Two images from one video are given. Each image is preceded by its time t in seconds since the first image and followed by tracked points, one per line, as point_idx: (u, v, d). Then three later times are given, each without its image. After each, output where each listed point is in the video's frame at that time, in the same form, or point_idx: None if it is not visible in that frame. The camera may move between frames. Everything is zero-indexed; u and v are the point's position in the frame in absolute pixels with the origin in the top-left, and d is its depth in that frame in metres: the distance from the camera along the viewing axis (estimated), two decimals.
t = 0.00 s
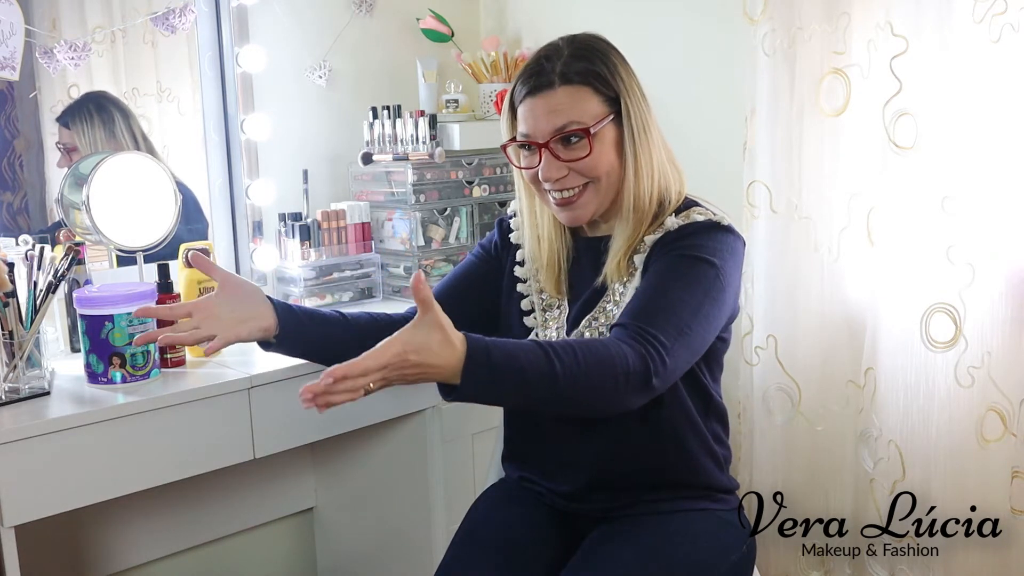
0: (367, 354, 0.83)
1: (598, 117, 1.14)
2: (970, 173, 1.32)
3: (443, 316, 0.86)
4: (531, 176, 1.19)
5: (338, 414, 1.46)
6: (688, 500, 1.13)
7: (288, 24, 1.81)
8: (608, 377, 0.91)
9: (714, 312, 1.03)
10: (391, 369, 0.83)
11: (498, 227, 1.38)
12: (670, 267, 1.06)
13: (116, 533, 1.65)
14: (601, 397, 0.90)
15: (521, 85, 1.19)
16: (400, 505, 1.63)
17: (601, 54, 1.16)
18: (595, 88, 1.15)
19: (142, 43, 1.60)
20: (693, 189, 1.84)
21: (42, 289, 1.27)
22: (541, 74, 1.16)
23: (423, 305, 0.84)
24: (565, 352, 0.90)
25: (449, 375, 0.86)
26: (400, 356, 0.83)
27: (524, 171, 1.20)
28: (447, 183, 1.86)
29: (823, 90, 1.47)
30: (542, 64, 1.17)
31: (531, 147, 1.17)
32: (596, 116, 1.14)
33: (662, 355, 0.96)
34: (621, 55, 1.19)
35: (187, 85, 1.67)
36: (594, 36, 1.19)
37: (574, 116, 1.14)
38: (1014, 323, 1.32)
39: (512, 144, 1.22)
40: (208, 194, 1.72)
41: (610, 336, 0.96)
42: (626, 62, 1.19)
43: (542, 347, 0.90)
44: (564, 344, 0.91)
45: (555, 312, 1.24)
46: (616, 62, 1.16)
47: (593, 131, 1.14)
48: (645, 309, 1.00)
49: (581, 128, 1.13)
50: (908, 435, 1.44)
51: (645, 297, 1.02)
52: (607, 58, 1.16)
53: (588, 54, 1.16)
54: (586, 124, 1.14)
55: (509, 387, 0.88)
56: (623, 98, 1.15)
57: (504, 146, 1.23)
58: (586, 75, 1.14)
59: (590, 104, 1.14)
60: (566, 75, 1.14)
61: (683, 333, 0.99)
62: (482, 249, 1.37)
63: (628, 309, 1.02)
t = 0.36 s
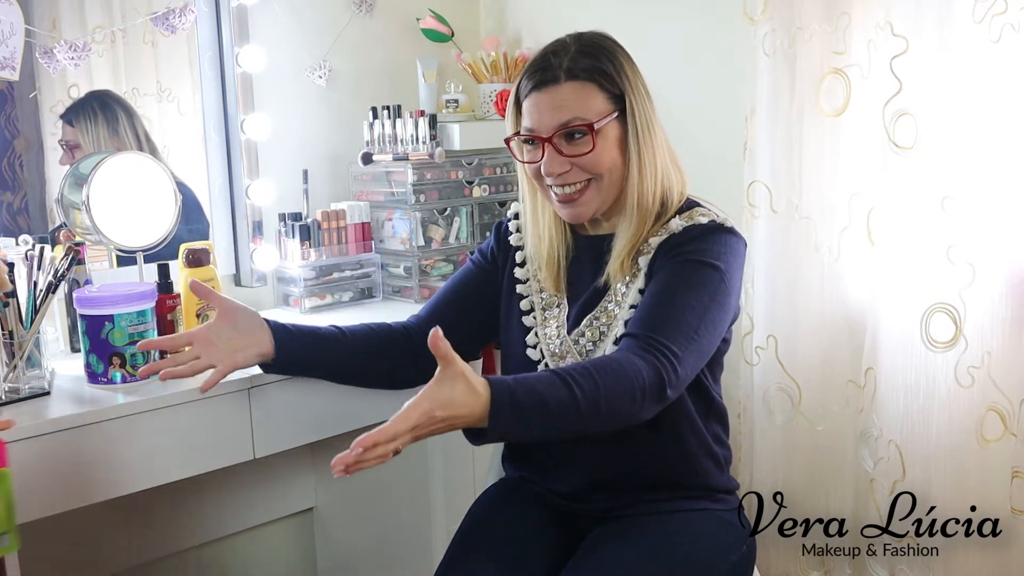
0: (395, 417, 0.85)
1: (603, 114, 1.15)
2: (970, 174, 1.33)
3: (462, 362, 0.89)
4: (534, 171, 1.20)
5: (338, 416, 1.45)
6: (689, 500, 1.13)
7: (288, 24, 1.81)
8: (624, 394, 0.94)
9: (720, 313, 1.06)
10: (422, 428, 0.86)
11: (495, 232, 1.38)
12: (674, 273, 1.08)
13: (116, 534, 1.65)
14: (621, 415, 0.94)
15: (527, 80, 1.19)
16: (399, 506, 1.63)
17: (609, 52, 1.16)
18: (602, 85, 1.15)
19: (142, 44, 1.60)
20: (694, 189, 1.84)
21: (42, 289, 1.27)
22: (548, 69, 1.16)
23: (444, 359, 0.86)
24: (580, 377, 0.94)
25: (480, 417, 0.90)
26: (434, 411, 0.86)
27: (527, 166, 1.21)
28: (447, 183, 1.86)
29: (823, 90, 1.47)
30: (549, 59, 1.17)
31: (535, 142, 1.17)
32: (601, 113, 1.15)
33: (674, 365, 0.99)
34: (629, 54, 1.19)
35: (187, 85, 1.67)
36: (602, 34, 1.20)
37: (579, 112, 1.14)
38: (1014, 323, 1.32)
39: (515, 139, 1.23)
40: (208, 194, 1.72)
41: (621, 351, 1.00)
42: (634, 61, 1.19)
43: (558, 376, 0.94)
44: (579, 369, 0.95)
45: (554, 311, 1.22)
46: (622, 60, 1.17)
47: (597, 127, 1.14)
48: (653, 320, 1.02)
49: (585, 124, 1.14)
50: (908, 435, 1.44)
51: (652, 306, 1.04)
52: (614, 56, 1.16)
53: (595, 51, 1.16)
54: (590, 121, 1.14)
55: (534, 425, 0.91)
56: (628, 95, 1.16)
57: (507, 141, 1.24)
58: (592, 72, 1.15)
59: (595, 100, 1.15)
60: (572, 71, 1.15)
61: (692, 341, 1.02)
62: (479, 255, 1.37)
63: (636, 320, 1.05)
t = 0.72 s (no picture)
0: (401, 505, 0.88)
1: (598, 97, 1.17)
2: (969, 174, 1.33)
3: (456, 441, 0.91)
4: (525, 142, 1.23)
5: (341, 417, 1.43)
6: (688, 500, 1.13)
7: (289, 24, 1.81)
8: (627, 428, 0.97)
9: (715, 321, 1.08)
10: (430, 510, 0.88)
11: (486, 241, 1.39)
12: (669, 289, 1.08)
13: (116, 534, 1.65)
14: (629, 447, 0.97)
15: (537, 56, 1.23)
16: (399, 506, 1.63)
17: (627, 44, 1.19)
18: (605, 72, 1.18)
19: (142, 43, 1.60)
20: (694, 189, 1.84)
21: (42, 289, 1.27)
22: (560, 46, 1.20)
23: (435, 443, 0.88)
24: (578, 424, 0.96)
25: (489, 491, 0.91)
26: (433, 497, 0.88)
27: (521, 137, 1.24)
28: (447, 183, 1.86)
29: (823, 90, 1.47)
30: (563, 40, 1.20)
31: (530, 112, 1.21)
32: (596, 96, 1.17)
33: (674, 386, 1.01)
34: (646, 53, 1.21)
35: (187, 85, 1.67)
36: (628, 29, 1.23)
37: (573, 88, 1.17)
38: (1014, 323, 1.32)
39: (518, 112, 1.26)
40: (208, 194, 1.72)
41: (621, 381, 1.01)
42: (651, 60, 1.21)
43: (557, 428, 0.96)
44: (577, 413, 0.97)
45: (550, 318, 1.22)
46: (634, 55, 1.19)
47: (588, 108, 1.17)
48: (650, 343, 1.04)
49: (575, 102, 1.16)
50: (908, 435, 1.45)
51: (649, 329, 1.05)
52: (628, 49, 1.19)
53: (609, 41, 1.19)
54: (583, 101, 1.17)
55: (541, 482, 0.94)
56: (628, 87, 1.17)
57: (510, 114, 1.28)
58: (599, 57, 1.17)
59: (593, 82, 1.17)
60: (581, 50, 1.18)
61: (690, 356, 1.04)
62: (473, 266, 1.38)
63: (634, 340, 1.06)
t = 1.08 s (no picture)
0: None
1: (586, 103, 1.17)
2: (969, 174, 1.33)
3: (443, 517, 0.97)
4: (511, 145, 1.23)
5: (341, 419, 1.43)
6: (688, 500, 1.13)
7: (289, 24, 1.81)
8: (621, 470, 1.00)
9: (707, 340, 1.08)
10: None
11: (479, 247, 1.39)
12: (659, 313, 1.09)
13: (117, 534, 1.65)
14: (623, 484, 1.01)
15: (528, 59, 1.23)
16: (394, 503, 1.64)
17: (618, 49, 1.19)
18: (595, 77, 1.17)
19: (142, 43, 1.59)
20: (693, 189, 1.84)
21: (42, 289, 1.27)
22: (549, 52, 1.19)
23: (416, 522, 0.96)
24: (569, 474, 0.99)
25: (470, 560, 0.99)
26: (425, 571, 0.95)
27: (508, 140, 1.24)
28: (447, 183, 1.87)
29: (823, 90, 1.47)
30: (554, 44, 1.20)
31: (517, 116, 1.21)
32: (585, 102, 1.17)
33: (666, 414, 1.04)
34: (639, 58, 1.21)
35: (187, 84, 1.67)
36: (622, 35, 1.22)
37: (561, 94, 1.17)
38: (1014, 323, 1.32)
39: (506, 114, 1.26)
40: (208, 194, 1.71)
41: (614, 417, 1.04)
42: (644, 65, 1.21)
43: (549, 482, 0.99)
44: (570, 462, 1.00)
45: (545, 326, 1.22)
46: (625, 60, 1.18)
47: (575, 115, 1.16)
48: (642, 375, 1.05)
49: (562, 108, 1.16)
50: (908, 435, 1.44)
51: (640, 360, 1.06)
52: (619, 55, 1.18)
53: (601, 46, 1.18)
54: (571, 107, 1.16)
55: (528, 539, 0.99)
56: (618, 94, 1.17)
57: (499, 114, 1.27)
58: (588, 63, 1.17)
59: (581, 88, 1.17)
60: (571, 55, 1.18)
61: (681, 381, 1.06)
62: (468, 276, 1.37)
63: (627, 366, 1.07)
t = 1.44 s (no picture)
0: None
1: (575, 129, 1.15)
2: (970, 174, 1.33)
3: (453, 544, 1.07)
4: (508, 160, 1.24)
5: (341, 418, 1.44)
6: (686, 502, 1.15)
7: (288, 24, 1.81)
8: (625, 516, 1.10)
9: (708, 388, 1.12)
10: None
11: (483, 247, 1.41)
12: (658, 364, 1.12)
13: (117, 534, 1.65)
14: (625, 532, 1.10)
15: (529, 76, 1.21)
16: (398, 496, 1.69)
17: (616, 70, 1.15)
18: (589, 103, 1.16)
19: (142, 43, 1.60)
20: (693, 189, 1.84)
21: (42, 289, 1.27)
22: (544, 71, 1.18)
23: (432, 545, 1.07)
24: (575, 526, 1.08)
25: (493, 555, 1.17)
26: None
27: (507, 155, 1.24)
28: (447, 183, 1.86)
29: (823, 89, 1.47)
30: (553, 63, 1.18)
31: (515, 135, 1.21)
32: (574, 128, 1.15)
33: (670, 467, 1.11)
34: (641, 76, 1.17)
35: (186, 84, 1.67)
36: (626, 50, 1.18)
37: (551, 120, 1.16)
38: (1014, 323, 1.32)
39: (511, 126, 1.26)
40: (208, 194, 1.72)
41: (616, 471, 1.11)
42: (647, 83, 1.17)
43: (558, 531, 1.08)
44: (577, 510, 1.09)
45: (535, 333, 1.24)
46: (625, 84, 1.15)
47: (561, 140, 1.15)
48: (642, 426, 1.12)
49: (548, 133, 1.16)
50: (908, 435, 1.44)
51: (640, 411, 1.12)
52: (616, 77, 1.15)
53: (599, 69, 1.16)
54: (558, 133, 1.16)
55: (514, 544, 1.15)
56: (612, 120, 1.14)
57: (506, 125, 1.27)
58: (583, 88, 1.15)
59: (570, 114, 1.15)
60: (567, 78, 1.16)
61: (680, 428, 1.11)
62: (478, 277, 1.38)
63: (632, 414, 1.13)
